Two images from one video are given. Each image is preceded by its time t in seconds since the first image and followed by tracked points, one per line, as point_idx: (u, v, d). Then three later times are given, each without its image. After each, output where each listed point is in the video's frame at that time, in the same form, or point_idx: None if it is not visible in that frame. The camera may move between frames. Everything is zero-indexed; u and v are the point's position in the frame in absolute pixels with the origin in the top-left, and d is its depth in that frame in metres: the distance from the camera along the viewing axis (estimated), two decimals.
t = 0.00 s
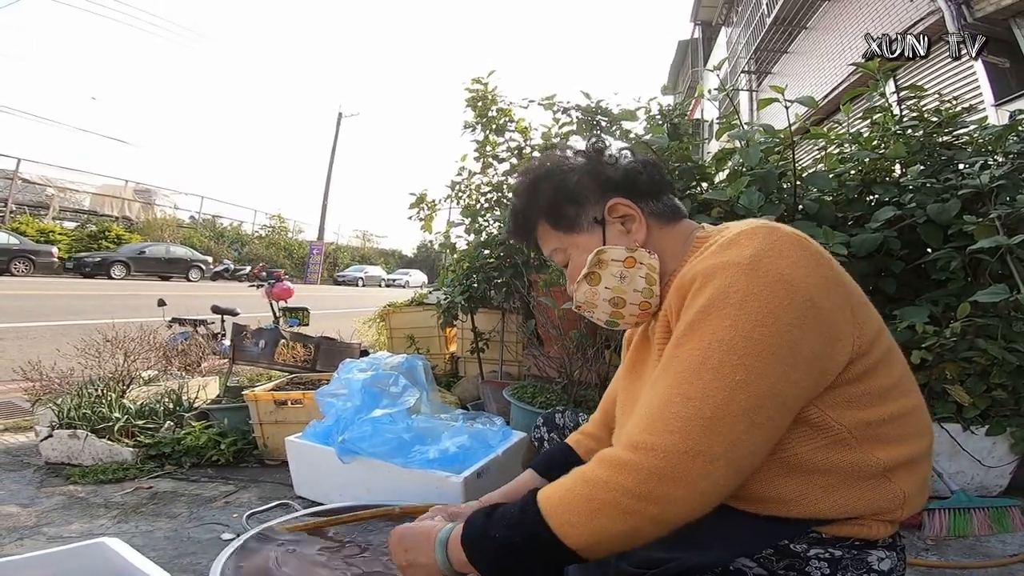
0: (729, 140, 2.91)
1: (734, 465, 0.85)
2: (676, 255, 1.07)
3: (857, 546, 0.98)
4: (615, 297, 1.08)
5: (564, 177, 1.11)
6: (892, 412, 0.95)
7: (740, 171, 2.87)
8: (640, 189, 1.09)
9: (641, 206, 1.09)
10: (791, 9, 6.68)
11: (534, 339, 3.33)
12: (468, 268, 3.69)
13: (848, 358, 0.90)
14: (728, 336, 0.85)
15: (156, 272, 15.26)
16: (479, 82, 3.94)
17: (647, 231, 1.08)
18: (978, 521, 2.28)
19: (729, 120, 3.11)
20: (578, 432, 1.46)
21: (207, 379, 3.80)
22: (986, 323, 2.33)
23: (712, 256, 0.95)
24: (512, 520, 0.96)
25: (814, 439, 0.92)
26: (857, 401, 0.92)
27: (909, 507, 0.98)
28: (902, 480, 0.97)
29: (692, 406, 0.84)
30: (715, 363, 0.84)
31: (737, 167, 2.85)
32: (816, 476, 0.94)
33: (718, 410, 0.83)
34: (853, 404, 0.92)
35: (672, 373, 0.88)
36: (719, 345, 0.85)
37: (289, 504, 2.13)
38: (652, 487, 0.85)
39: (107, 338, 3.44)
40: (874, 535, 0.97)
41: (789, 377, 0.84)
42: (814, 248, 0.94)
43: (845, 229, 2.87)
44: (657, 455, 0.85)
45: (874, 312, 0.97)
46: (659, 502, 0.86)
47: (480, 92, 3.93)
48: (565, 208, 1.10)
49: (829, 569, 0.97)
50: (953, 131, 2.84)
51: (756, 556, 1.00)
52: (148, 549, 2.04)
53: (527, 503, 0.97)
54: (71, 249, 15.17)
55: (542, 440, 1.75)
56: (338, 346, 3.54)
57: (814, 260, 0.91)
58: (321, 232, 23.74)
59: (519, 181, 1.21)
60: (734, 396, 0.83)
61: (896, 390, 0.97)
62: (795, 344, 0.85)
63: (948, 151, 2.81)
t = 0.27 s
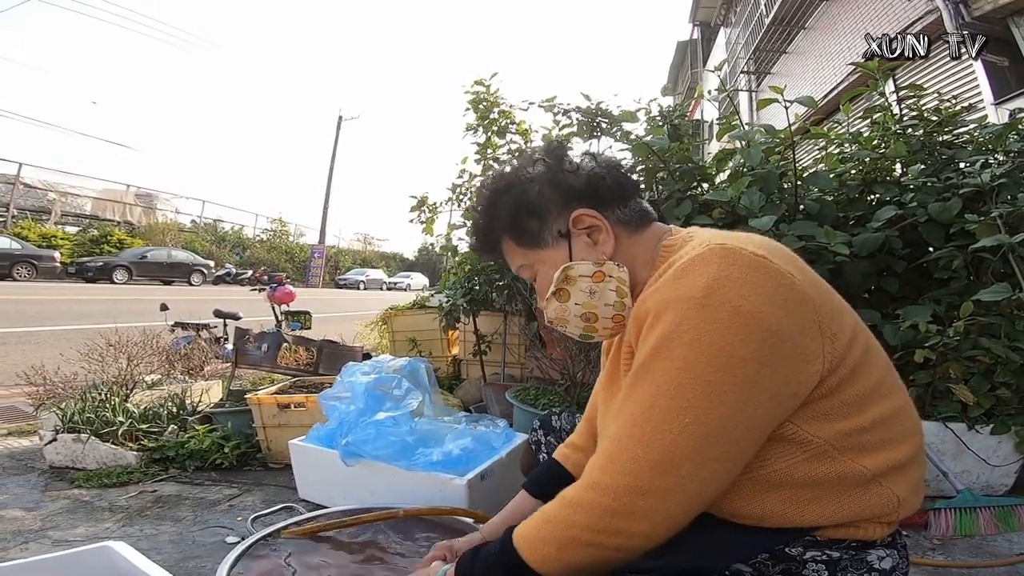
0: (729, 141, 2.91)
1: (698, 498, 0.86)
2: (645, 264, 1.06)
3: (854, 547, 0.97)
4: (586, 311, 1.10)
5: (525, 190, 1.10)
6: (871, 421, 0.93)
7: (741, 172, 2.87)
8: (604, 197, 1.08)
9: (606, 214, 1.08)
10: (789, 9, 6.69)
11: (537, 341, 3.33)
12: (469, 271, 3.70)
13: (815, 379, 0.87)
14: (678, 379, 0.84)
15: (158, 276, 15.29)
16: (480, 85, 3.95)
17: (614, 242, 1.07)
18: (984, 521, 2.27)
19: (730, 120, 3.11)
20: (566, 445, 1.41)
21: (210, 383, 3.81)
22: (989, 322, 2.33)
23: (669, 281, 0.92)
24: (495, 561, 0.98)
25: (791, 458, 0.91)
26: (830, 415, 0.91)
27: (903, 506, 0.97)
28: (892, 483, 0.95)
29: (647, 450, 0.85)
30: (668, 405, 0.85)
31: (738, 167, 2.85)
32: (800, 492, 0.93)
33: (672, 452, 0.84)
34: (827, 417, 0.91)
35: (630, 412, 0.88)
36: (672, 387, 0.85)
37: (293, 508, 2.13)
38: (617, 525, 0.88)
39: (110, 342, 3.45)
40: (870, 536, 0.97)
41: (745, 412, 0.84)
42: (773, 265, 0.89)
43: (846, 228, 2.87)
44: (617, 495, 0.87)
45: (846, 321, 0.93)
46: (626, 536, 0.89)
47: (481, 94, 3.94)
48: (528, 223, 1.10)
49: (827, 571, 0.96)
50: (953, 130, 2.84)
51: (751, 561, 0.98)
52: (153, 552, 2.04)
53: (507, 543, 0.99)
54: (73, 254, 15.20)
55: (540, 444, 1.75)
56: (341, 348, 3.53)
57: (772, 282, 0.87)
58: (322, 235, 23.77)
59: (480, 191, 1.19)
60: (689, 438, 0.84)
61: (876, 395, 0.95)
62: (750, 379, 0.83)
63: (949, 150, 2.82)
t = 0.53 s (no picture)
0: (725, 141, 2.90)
1: (652, 527, 0.88)
2: (602, 278, 1.05)
3: (839, 547, 0.96)
4: (543, 330, 1.13)
5: (475, 206, 1.10)
6: (834, 432, 0.91)
7: (738, 171, 2.88)
8: (557, 210, 1.07)
9: (560, 228, 1.07)
10: (784, 9, 6.71)
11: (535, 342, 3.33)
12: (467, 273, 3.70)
13: (760, 408, 0.85)
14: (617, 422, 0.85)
15: (157, 280, 15.27)
16: (476, 86, 3.95)
17: (570, 257, 1.06)
18: (986, 519, 2.26)
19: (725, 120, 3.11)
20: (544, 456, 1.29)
21: (208, 387, 3.80)
22: (987, 320, 2.33)
23: (607, 316, 0.90)
24: None
25: (751, 478, 0.91)
26: (786, 435, 0.90)
27: (882, 505, 0.95)
28: (864, 487, 0.94)
29: (595, 488, 0.87)
30: (610, 446, 0.86)
31: (735, 167, 2.85)
32: (765, 508, 0.93)
33: (617, 491, 0.86)
34: (782, 435, 0.90)
35: (578, 450, 0.90)
36: (612, 429, 0.86)
37: (291, 510, 2.12)
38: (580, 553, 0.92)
39: (108, 347, 3.44)
40: (852, 537, 0.96)
41: (686, 450, 0.84)
42: (709, 294, 0.85)
43: (843, 227, 2.88)
44: (574, 531, 0.90)
45: (798, 336, 0.89)
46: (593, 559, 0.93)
47: (477, 95, 3.94)
48: (479, 240, 1.10)
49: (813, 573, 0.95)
50: (949, 128, 2.85)
51: (732, 565, 0.97)
52: (152, 556, 2.04)
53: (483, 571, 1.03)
54: (71, 258, 15.16)
55: (529, 447, 1.76)
56: (340, 351, 3.42)
57: (705, 314, 0.84)
58: (320, 238, 23.75)
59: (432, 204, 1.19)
60: (632, 477, 0.85)
61: (837, 406, 0.92)
62: (687, 417, 0.82)
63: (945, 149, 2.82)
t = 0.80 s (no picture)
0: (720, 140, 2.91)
1: (651, 529, 0.88)
2: (600, 275, 1.05)
3: (836, 547, 0.96)
4: (540, 327, 1.12)
5: (473, 201, 1.09)
6: (831, 431, 0.91)
7: (732, 171, 2.88)
8: (557, 206, 1.07)
9: (560, 224, 1.07)
10: (778, 9, 6.73)
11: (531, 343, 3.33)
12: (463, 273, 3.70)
13: (758, 408, 0.86)
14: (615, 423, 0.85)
15: (151, 283, 15.21)
16: (470, 86, 3.95)
17: (569, 253, 1.06)
18: (983, 517, 2.28)
19: (719, 120, 3.12)
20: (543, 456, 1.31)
21: (203, 389, 3.78)
22: (981, 317, 2.34)
23: (605, 314, 0.90)
24: None
25: (749, 479, 0.90)
26: (784, 434, 0.90)
27: (879, 503, 0.95)
28: (861, 484, 0.94)
29: (594, 490, 0.87)
30: (608, 446, 0.86)
31: (729, 166, 2.86)
32: (763, 508, 0.93)
33: (616, 492, 0.86)
34: (781, 435, 0.90)
35: (577, 452, 0.90)
36: (610, 431, 0.86)
37: (288, 513, 2.11)
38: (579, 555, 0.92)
39: (101, 349, 3.42)
40: (848, 537, 0.96)
41: (684, 450, 0.83)
42: (706, 293, 0.85)
43: (837, 226, 2.89)
44: (573, 533, 0.90)
45: (794, 335, 0.89)
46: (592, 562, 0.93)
47: (472, 95, 3.94)
48: (477, 234, 1.10)
49: (810, 572, 0.96)
50: (942, 127, 2.86)
51: (729, 565, 0.97)
52: (147, 559, 2.02)
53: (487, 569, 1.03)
54: (65, 260, 15.08)
55: (525, 448, 1.76)
56: (336, 353, 3.39)
57: (703, 313, 0.84)
58: (315, 240, 23.70)
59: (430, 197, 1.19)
60: (631, 479, 0.85)
61: (834, 405, 0.92)
62: (686, 417, 0.82)
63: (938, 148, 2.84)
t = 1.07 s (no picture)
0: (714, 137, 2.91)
1: (697, 506, 0.86)
2: (658, 252, 1.06)
3: (857, 546, 0.96)
4: (592, 294, 1.08)
5: (544, 162, 1.09)
6: (880, 421, 0.92)
7: (727, 168, 2.88)
8: (626, 177, 1.07)
9: (626, 196, 1.07)
10: (771, 7, 6.75)
11: (527, 342, 3.33)
12: (458, 273, 3.70)
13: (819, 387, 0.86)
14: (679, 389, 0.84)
15: (145, 284, 15.16)
16: (464, 86, 3.95)
17: (631, 224, 1.06)
18: (980, 514, 2.29)
19: (714, 117, 3.12)
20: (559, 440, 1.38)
21: (197, 391, 3.77)
22: (976, 313, 2.35)
23: (678, 282, 0.91)
24: (501, 550, 0.99)
25: (797, 463, 0.90)
26: (836, 419, 0.90)
27: (910, 505, 0.95)
28: (898, 483, 0.94)
29: (648, 459, 0.86)
30: (668, 414, 0.85)
31: (724, 163, 2.85)
32: (804, 497, 0.92)
33: (671, 461, 0.85)
34: (834, 418, 0.90)
35: (630, 421, 0.89)
36: (674, 396, 0.85)
37: (283, 514, 2.10)
38: (617, 531, 0.90)
39: (95, 351, 3.41)
40: (873, 536, 0.95)
41: (748, 421, 0.83)
42: (783, 270, 0.88)
43: (831, 223, 2.89)
44: (618, 504, 0.88)
45: (857, 322, 0.92)
46: (625, 542, 0.90)
47: (466, 95, 3.93)
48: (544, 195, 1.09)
49: (829, 571, 0.95)
50: (934, 125, 2.87)
51: (751, 560, 0.96)
52: (142, 561, 2.01)
53: (511, 536, 1.00)
54: (57, 262, 15.01)
55: (529, 445, 1.74)
56: (331, 353, 3.37)
57: (780, 288, 0.86)
58: (310, 240, 23.64)
59: (495, 157, 1.18)
60: (689, 448, 0.84)
61: (882, 398, 0.94)
62: (754, 386, 0.83)
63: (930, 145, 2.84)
